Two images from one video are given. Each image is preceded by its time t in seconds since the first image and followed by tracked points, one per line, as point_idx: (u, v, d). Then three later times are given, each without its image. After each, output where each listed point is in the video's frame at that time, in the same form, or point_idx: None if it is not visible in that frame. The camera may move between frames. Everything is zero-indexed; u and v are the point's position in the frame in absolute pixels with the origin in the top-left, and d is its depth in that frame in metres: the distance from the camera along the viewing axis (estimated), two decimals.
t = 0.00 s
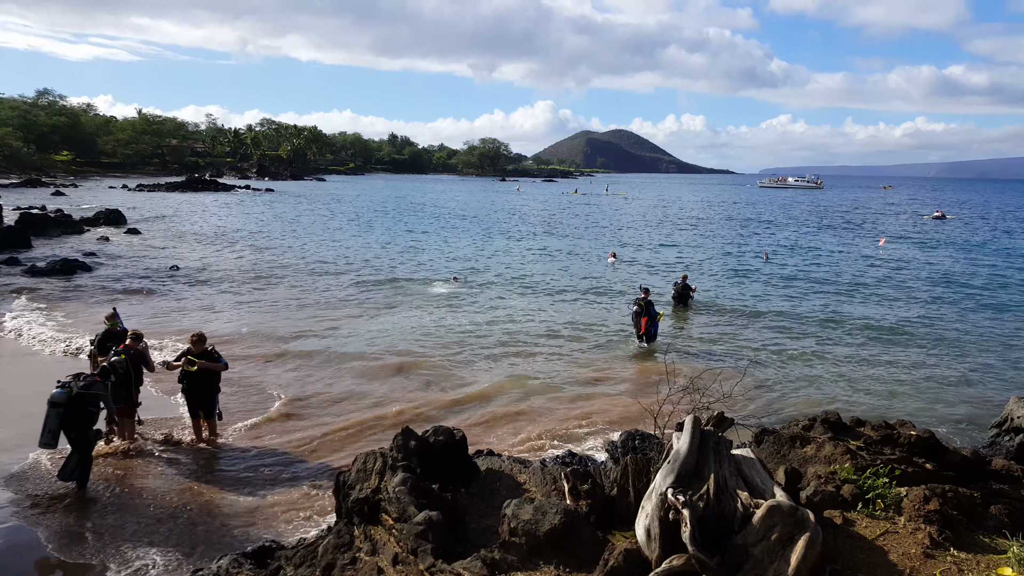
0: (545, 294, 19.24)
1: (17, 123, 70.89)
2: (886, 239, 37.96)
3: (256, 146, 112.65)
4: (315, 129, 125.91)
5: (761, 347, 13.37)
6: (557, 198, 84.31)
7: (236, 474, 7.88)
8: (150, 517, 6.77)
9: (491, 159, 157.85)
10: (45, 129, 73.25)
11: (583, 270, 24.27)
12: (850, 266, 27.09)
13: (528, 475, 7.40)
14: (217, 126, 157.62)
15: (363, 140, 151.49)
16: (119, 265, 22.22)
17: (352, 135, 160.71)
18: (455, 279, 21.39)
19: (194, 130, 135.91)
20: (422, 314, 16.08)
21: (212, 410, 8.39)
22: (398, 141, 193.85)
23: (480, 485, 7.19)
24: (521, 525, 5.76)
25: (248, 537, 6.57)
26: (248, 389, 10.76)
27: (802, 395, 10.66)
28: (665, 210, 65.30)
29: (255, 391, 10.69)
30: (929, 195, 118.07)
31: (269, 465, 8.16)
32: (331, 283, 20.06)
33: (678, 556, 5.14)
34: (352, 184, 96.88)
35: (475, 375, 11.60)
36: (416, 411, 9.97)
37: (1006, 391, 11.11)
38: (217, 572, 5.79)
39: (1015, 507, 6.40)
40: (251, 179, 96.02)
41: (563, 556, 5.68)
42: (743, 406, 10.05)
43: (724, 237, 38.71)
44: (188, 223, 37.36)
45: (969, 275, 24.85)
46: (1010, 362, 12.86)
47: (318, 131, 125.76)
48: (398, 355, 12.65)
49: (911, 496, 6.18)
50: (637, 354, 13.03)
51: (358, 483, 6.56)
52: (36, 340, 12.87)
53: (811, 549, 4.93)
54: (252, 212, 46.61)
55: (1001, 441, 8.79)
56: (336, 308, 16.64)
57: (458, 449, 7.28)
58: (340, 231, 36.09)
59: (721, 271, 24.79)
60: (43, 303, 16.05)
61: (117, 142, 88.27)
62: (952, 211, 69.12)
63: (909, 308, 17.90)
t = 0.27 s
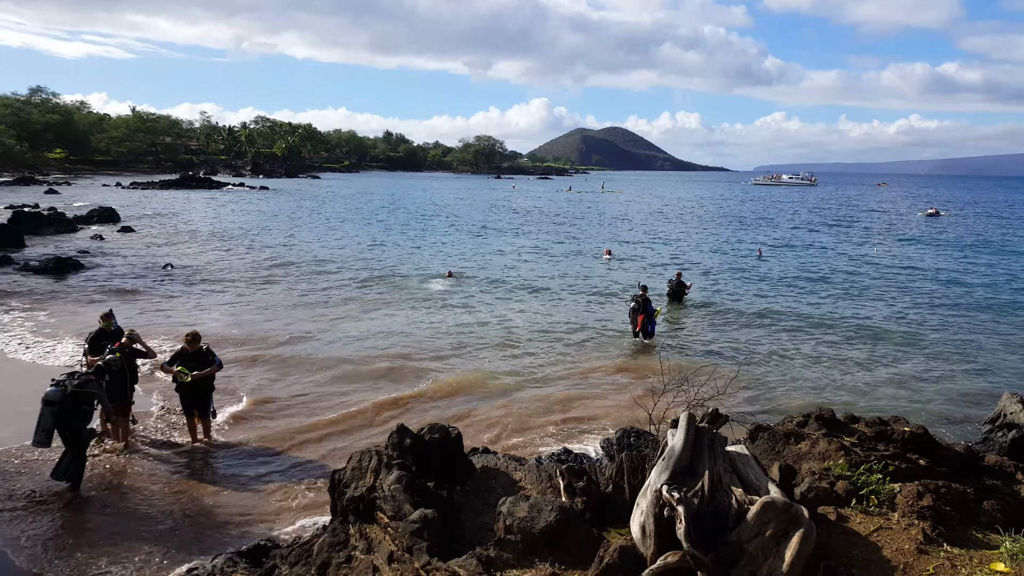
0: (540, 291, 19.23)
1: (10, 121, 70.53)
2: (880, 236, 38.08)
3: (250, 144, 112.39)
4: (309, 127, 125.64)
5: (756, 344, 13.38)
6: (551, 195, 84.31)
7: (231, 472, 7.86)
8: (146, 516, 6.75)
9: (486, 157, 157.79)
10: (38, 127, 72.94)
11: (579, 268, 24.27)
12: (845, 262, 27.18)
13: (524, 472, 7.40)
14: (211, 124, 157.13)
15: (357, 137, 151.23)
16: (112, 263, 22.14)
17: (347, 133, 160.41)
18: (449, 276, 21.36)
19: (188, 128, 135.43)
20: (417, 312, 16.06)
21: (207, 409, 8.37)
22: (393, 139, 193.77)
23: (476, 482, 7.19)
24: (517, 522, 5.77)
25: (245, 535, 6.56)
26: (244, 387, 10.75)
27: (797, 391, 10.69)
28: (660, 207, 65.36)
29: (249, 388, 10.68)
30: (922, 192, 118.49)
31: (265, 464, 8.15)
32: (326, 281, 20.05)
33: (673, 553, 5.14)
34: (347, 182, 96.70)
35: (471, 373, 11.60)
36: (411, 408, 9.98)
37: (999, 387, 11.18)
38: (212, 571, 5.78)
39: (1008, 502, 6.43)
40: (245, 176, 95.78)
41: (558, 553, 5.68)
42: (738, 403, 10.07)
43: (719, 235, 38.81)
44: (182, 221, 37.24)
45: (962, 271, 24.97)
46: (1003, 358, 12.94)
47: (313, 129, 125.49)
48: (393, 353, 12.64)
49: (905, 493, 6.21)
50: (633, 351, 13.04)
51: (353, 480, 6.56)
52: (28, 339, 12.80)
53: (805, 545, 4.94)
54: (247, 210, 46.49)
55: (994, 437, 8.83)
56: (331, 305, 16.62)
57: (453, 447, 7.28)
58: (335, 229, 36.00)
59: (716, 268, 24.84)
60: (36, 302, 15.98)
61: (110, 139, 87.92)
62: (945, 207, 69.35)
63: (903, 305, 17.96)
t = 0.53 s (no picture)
0: (538, 291, 19.22)
1: (7, 121, 70.45)
2: (878, 236, 38.09)
3: (248, 143, 112.25)
4: (307, 126, 125.56)
5: (754, 344, 13.38)
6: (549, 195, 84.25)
7: (229, 472, 7.86)
8: (144, 515, 6.75)
9: (484, 156, 157.69)
10: (36, 126, 72.88)
11: (576, 268, 24.24)
12: (843, 262, 27.18)
13: (521, 472, 7.40)
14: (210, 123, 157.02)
15: (355, 137, 151.15)
16: (109, 263, 22.11)
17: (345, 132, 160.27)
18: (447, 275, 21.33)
19: (186, 127, 135.33)
20: (415, 312, 16.04)
21: (204, 409, 8.38)
22: (391, 138, 193.70)
23: (473, 482, 7.19)
24: (514, 521, 5.77)
25: (242, 534, 6.56)
26: (241, 386, 10.75)
27: (795, 391, 10.69)
28: (658, 207, 65.32)
29: (247, 388, 10.68)
30: (920, 191, 118.51)
31: (263, 463, 8.16)
32: (324, 280, 20.04)
33: (670, 552, 5.14)
34: (344, 181, 96.62)
35: (468, 373, 11.59)
36: (408, 408, 9.98)
37: (996, 386, 11.19)
38: (210, 570, 5.78)
39: (1004, 502, 6.43)
40: (243, 175, 95.69)
41: (555, 552, 5.68)
42: (735, 402, 10.07)
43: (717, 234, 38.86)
44: (179, 220, 37.20)
45: (960, 271, 24.98)
46: (1000, 357, 12.97)
47: (310, 128, 125.39)
48: (390, 353, 12.63)
49: (902, 492, 6.21)
50: (631, 350, 13.04)
51: (351, 480, 6.56)
52: (24, 339, 12.78)
53: (802, 544, 4.94)
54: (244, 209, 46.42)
55: (991, 437, 8.84)
56: (328, 305, 16.60)
57: (451, 446, 7.28)
58: (332, 228, 35.96)
59: (714, 268, 24.83)
60: (33, 302, 15.95)
61: (108, 139, 87.85)
62: (942, 207, 69.33)
63: (901, 304, 17.97)
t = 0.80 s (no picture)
0: (537, 290, 19.19)
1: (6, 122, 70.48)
2: (878, 234, 38.04)
3: (248, 144, 112.25)
4: (307, 127, 125.59)
5: (754, 343, 13.36)
6: (548, 194, 84.19)
7: (229, 472, 7.85)
8: (143, 515, 6.75)
9: (484, 156, 157.66)
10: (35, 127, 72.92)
11: (576, 267, 24.20)
12: (843, 261, 27.15)
13: (520, 471, 7.39)
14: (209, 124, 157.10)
15: (355, 137, 151.20)
16: (108, 264, 22.10)
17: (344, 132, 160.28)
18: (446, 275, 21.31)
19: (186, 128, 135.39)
20: (414, 312, 16.02)
21: (204, 409, 8.39)
22: (391, 139, 193.82)
23: (473, 482, 7.18)
24: (514, 521, 5.76)
25: (242, 535, 6.56)
26: (241, 386, 10.74)
27: (795, 390, 10.67)
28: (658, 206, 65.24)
29: (246, 388, 10.69)
30: (920, 190, 118.35)
31: (263, 463, 8.17)
32: (323, 281, 20.04)
33: (670, 552, 5.12)
34: (343, 182, 96.59)
35: (468, 373, 11.57)
36: (408, 408, 9.97)
37: (997, 385, 11.16)
38: (210, 571, 5.77)
39: (1005, 500, 6.41)
40: (242, 176, 95.72)
41: (555, 552, 5.67)
42: (735, 402, 10.05)
43: (716, 233, 38.83)
44: (178, 221, 37.19)
45: (960, 269, 24.93)
46: (1000, 356, 12.94)
47: (310, 129, 125.43)
48: (389, 353, 12.61)
49: (902, 491, 6.19)
50: (630, 350, 13.02)
51: (350, 480, 6.55)
52: (23, 340, 12.76)
53: (802, 544, 4.93)
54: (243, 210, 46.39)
55: (992, 435, 8.82)
56: (327, 305, 16.58)
57: (450, 446, 7.27)
58: (331, 228, 35.93)
59: (713, 267, 24.79)
60: (32, 303, 15.94)
61: (107, 140, 87.89)
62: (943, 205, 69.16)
63: (901, 303, 17.93)
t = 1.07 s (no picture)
0: (535, 292, 19.18)
1: (4, 124, 70.40)
2: (875, 237, 38.13)
3: (245, 145, 112.15)
4: (305, 129, 125.57)
5: (752, 345, 13.38)
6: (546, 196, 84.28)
7: (226, 475, 7.83)
8: (140, 518, 6.72)
9: (482, 158, 157.78)
10: (33, 128, 72.83)
11: (574, 269, 24.22)
12: (840, 263, 27.21)
13: (519, 474, 7.39)
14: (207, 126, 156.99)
15: (353, 139, 151.17)
16: (105, 265, 22.06)
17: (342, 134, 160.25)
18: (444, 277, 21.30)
19: (184, 130, 135.27)
20: (412, 314, 16.01)
21: (202, 411, 8.37)
22: (389, 141, 193.93)
23: (471, 484, 7.18)
24: (512, 524, 5.76)
25: (240, 537, 6.54)
26: (239, 388, 10.72)
27: (793, 392, 10.68)
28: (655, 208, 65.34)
29: (244, 390, 10.67)
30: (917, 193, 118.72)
31: (261, 465, 8.15)
32: (320, 283, 20.01)
33: (669, 554, 5.12)
34: (341, 184, 96.56)
35: (466, 375, 11.58)
36: (407, 410, 9.96)
37: (994, 388, 11.20)
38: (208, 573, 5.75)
39: (1003, 503, 6.43)
40: (240, 178, 95.65)
41: (553, 554, 5.67)
42: (733, 404, 10.06)
43: (714, 236, 38.89)
44: (176, 223, 37.14)
45: (958, 272, 24.98)
46: (998, 359, 12.97)
47: (308, 130, 125.39)
48: (388, 355, 12.60)
49: (900, 494, 6.20)
50: (629, 352, 13.04)
51: (348, 483, 6.54)
52: (21, 342, 12.74)
53: (801, 547, 4.92)
54: (241, 212, 46.32)
55: (989, 438, 8.85)
56: (325, 307, 16.56)
57: (449, 448, 7.27)
58: (329, 230, 35.91)
59: (711, 269, 24.83)
60: (29, 305, 15.90)
61: (105, 142, 87.78)
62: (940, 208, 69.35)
63: (898, 306, 17.97)
